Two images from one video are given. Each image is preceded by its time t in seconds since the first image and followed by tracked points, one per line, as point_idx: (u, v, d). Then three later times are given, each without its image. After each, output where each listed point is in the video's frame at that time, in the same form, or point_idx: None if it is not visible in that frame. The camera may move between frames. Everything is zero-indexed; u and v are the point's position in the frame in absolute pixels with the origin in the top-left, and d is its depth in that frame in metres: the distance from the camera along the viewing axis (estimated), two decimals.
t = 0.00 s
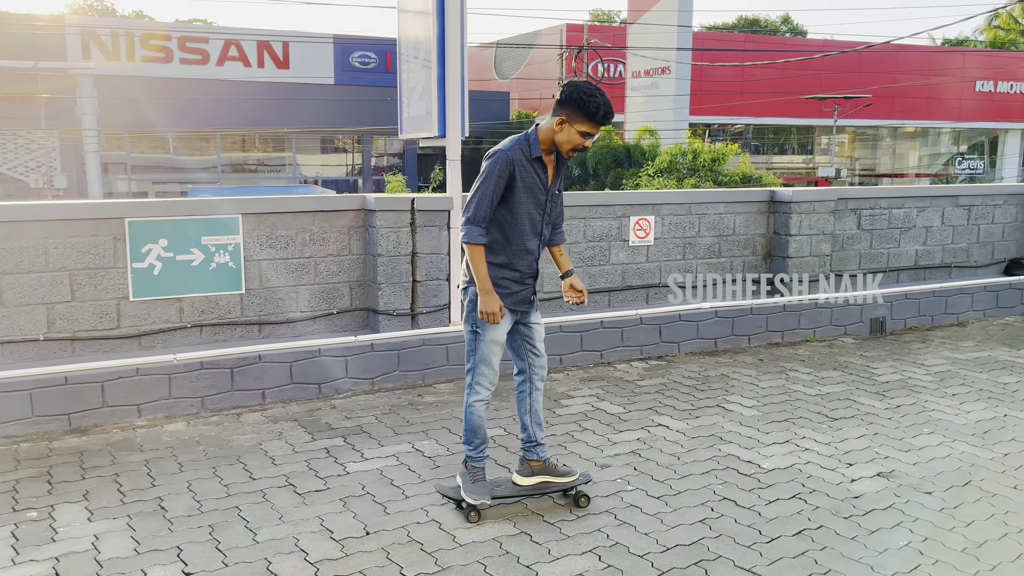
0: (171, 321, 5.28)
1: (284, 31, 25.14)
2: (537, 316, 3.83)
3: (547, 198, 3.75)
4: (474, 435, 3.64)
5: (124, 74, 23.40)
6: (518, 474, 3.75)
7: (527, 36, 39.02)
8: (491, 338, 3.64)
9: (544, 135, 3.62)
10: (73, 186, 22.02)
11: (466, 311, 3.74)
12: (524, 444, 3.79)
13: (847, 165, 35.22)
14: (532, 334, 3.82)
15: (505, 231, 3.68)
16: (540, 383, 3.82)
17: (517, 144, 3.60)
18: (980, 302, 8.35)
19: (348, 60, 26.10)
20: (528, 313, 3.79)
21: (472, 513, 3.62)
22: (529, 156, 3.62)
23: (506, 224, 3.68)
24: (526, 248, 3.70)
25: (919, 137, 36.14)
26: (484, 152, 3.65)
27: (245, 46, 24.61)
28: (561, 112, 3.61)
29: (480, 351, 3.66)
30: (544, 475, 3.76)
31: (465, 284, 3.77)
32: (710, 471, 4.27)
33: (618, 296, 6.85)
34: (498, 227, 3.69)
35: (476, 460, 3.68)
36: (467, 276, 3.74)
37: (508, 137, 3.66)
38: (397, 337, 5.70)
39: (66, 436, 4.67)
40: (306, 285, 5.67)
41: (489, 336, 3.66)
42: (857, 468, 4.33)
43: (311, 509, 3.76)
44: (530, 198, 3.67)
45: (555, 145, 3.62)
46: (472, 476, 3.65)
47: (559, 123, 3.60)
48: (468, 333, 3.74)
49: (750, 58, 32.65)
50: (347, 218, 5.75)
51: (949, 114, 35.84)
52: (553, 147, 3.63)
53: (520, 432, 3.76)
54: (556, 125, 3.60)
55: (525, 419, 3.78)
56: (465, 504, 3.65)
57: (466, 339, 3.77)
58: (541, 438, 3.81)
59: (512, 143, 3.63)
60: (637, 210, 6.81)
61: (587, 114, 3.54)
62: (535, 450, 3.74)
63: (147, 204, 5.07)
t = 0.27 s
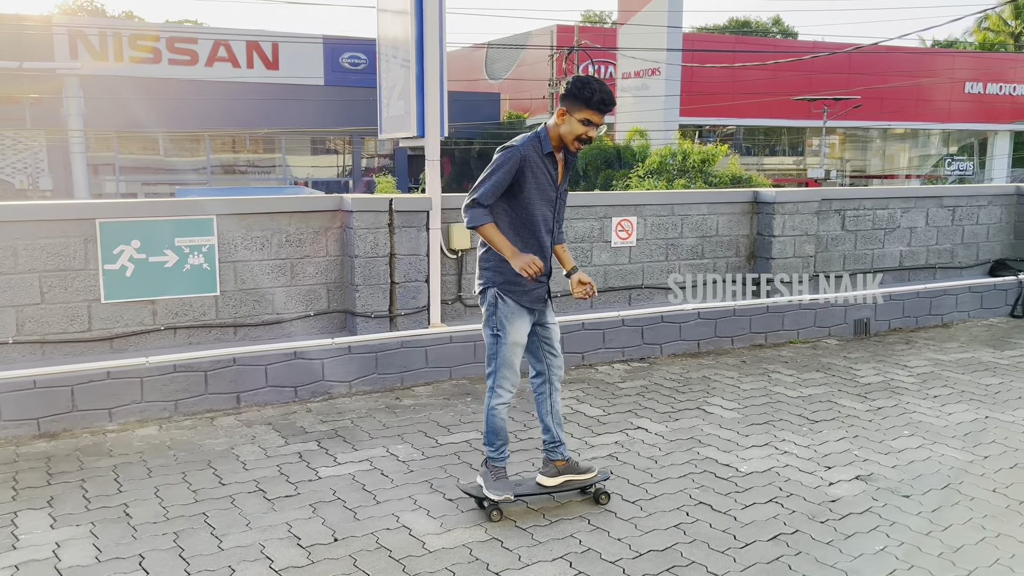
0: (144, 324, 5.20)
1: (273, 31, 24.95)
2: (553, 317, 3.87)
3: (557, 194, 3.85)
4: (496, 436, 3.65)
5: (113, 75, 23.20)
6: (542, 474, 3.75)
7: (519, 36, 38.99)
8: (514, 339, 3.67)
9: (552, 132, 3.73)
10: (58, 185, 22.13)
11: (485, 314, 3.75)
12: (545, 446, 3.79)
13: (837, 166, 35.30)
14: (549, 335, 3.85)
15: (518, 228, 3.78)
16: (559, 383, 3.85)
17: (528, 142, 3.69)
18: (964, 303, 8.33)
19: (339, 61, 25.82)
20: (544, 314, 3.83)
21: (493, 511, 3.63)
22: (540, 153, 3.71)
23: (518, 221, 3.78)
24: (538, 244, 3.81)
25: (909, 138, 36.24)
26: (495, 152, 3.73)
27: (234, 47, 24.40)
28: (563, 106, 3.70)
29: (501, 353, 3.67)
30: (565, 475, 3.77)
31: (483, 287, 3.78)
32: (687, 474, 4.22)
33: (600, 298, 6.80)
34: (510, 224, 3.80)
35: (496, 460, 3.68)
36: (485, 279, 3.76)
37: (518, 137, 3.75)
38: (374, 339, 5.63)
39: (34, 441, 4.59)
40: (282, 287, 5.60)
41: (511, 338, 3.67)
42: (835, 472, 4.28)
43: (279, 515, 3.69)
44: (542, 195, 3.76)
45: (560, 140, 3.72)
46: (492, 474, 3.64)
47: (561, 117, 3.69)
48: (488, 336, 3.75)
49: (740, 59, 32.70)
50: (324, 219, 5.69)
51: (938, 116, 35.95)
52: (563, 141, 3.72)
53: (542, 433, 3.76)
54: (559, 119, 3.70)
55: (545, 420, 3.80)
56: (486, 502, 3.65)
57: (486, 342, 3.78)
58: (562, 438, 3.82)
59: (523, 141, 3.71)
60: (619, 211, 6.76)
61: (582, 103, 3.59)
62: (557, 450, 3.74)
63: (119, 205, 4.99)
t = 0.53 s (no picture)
0: (111, 327, 5.11)
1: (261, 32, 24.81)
2: (562, 317, 3.88)
3: (566, 190, 3.84)
4: (504, 436, 3.65)
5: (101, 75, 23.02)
6: (547, 474, 3.75)
7: (510, 37, 38.92)
8: (524, 339, 3.67)
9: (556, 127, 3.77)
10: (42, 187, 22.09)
11: (496, 313, 3.75)
12: (552, 445, 3.80)
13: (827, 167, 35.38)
14: (558, 335, 3.87)
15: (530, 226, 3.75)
16: (567, 383, 3.87)
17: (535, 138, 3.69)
18: (947, 304, 8.30)
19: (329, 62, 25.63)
20: (554, 312, 3.83)
21: (499, 512, 3.62)
22: (547, 149, 3.71)
23: (529, 219, 3.76)
24: (551, 241, 3.77)
25: (898, 139, 36.32)
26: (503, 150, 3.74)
27: (222, 47, 24.27)
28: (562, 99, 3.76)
29: (511, 352, 3.67)
30: (570, 475, 3.77)
31: (493, 286, 3.80)
32: (660, 479, 4.16)
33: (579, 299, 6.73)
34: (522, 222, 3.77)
35: (502, 461, 3.68)
36: (496, 278, 3.78)
37: (524, 134, 3.75)
38: (348, 342, 5.55)
39: None
40: (254, 289, 5.51)
41: (522, 337, 3.67)
42: (810, 476, 4.22)
43: (241, 523, 3.61)
44: (552, 190, 3.74)
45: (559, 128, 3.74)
46: (498, 475, 3.65)
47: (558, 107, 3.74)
48: (498, 336, 3.75)
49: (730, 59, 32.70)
50: (297, 220, 5.60)
51: (927, 117, 36.04)
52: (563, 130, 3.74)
53: (549, 432, 3.78)
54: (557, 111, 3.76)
55: (554, 419, 3.81)
56: (491, 503, 3.65)
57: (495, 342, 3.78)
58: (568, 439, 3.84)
59: (529, 138, 3.71)
60: (599, 212, 6.69)
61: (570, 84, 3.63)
62: (563, 450, 3.75)
63: (85, 206, 4.88)
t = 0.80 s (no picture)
0: (73, 332, 4.99)
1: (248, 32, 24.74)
2: (567, 318, 3.89)
3: (567, 191, 3.88)
4: (508, 439, 3.68)
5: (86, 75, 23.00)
6: (553, 475, 3.76)
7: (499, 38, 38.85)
8: (527, 340, 3.70)
9: (556, 128, 3.80)
10: (25, 188, 21.96)
11: (500, 316, 3.78)
12: (557, 447, 3.83)
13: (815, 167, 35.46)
14: (563, 337, 3.88)
15: (532, 227, 3.79)
16: (573, 385, 3.87)
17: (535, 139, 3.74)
18: (929, 306, 8.25)
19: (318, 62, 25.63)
20: (558, 314, 3.85)
21: (506, 515, 3.61)
22: (548, 150, 3.76)
23: (531, 219, 3.79)
24: (553, 241, 3.80)
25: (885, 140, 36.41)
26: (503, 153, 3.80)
27: (207, 46, 24.22)
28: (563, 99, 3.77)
29: (516, 355, 3.70)
30: (576, 476, 3.79)
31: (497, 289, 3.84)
32: (631, 487, 4.08)
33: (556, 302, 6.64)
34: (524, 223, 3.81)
35: (508, 463, 3.70)
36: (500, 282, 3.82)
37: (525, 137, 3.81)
38: (318, 346, 5.46)
39: None
40: (222, 292, 5.41)
41: (526, 340, 3.70)
42: (784, 482, 4.15)
43: (197, 535, 3.50)
44: (553, 191, 3.78)
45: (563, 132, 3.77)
46: (504, 477, 3.66)
47: (563, 110, 3.75)
48: (502, 339, 3.79)
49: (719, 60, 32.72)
50: (266, 222, 5.50)
51: (914, 117, 36.14)
52: (566, 134, 3.78)
53: (553, 434, 3.80)
54: (560, 112, 3.76)
55: (558, 420, 3.83)
56: (498, 506, 3.64)
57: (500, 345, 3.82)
58: (573, 441, 3.85)
59: (530, 139, 3.77)
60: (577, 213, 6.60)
61: (579, 89, 3.64)
62: (568, 451, 3.77)
63: (46, 208, 4.76)
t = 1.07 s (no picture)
0: (33, 336, 4.89)
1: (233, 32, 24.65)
2: (567, 318, 3.89)
3: (563, 188, 3.94)
4: (508, 439, 3.68)
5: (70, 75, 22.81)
6: (552, 475, 3.79)
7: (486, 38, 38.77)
8: (529, 341, 3.69)
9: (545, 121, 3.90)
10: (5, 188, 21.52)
11: (501, 316, 3.77)
12: (555, 446, 3.84)
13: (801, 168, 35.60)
14: (563, 336, 3.88)
15: (527, 221, 3.86)
16: (573, 384, 3.88)
17: (531, 135, 3.81)
18: (906, 306, 8.24)
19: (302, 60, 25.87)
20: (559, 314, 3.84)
21: (506, 514, 3.64)
22: (543, 146, 3.83)
23: (526, 214, 3.86)
24: (547, 236, 3.88)
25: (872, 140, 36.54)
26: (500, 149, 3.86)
27: (193, 45, 24.19)
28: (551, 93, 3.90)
29: (517, 355, 3.70)
30: (575, 475, 3.82)
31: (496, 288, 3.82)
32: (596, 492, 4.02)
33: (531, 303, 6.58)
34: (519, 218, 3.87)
35: (507, 463, 3.71)
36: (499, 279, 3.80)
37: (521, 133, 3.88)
38: (285, 349, 5.38)
39: None
40: (187, 295, 5.33)
41: (527, 340, 3.70)
42: (750, 486, 4.10)
43: (148, 544, 3.43)
44: (549, 186, 3.85)
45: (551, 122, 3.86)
46: (503, 477, 3.67)
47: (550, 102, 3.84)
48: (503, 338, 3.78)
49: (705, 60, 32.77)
50: (232, 223, 5.42)
51: (899, 118, 36.27)
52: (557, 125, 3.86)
53: (553, 433, 3.81)
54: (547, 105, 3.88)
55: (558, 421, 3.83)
56: (498, 505, 3.67)
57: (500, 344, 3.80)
58: (572, 440, 3.87)
59: (525, 135, 3.84)
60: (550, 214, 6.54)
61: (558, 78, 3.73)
62: (567, 451, 3.80)
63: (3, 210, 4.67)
